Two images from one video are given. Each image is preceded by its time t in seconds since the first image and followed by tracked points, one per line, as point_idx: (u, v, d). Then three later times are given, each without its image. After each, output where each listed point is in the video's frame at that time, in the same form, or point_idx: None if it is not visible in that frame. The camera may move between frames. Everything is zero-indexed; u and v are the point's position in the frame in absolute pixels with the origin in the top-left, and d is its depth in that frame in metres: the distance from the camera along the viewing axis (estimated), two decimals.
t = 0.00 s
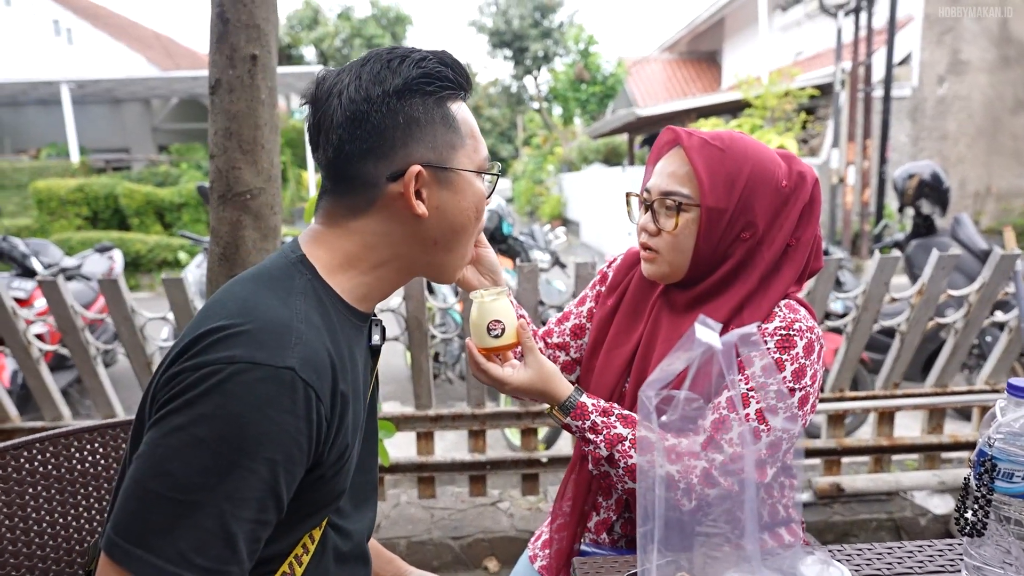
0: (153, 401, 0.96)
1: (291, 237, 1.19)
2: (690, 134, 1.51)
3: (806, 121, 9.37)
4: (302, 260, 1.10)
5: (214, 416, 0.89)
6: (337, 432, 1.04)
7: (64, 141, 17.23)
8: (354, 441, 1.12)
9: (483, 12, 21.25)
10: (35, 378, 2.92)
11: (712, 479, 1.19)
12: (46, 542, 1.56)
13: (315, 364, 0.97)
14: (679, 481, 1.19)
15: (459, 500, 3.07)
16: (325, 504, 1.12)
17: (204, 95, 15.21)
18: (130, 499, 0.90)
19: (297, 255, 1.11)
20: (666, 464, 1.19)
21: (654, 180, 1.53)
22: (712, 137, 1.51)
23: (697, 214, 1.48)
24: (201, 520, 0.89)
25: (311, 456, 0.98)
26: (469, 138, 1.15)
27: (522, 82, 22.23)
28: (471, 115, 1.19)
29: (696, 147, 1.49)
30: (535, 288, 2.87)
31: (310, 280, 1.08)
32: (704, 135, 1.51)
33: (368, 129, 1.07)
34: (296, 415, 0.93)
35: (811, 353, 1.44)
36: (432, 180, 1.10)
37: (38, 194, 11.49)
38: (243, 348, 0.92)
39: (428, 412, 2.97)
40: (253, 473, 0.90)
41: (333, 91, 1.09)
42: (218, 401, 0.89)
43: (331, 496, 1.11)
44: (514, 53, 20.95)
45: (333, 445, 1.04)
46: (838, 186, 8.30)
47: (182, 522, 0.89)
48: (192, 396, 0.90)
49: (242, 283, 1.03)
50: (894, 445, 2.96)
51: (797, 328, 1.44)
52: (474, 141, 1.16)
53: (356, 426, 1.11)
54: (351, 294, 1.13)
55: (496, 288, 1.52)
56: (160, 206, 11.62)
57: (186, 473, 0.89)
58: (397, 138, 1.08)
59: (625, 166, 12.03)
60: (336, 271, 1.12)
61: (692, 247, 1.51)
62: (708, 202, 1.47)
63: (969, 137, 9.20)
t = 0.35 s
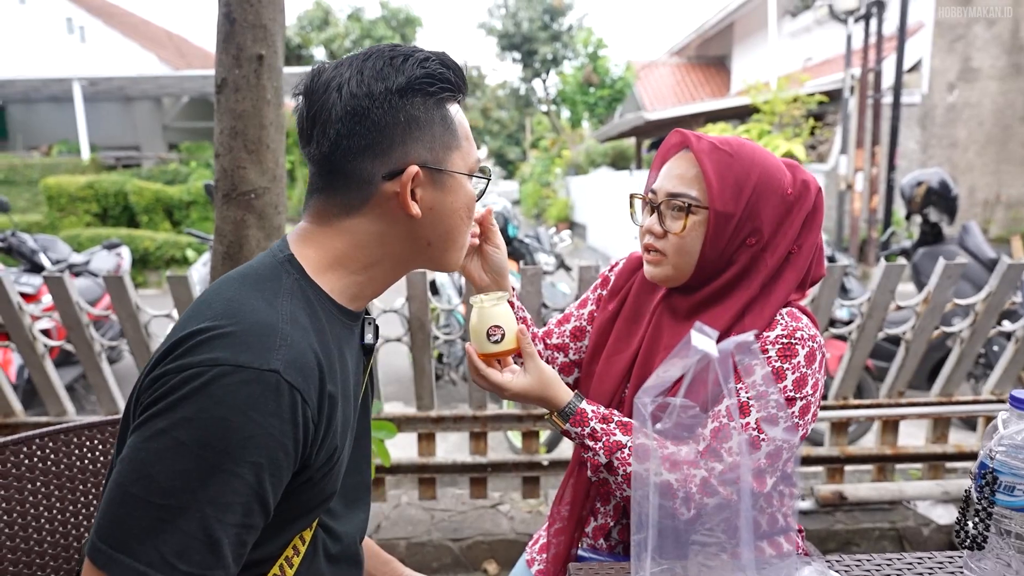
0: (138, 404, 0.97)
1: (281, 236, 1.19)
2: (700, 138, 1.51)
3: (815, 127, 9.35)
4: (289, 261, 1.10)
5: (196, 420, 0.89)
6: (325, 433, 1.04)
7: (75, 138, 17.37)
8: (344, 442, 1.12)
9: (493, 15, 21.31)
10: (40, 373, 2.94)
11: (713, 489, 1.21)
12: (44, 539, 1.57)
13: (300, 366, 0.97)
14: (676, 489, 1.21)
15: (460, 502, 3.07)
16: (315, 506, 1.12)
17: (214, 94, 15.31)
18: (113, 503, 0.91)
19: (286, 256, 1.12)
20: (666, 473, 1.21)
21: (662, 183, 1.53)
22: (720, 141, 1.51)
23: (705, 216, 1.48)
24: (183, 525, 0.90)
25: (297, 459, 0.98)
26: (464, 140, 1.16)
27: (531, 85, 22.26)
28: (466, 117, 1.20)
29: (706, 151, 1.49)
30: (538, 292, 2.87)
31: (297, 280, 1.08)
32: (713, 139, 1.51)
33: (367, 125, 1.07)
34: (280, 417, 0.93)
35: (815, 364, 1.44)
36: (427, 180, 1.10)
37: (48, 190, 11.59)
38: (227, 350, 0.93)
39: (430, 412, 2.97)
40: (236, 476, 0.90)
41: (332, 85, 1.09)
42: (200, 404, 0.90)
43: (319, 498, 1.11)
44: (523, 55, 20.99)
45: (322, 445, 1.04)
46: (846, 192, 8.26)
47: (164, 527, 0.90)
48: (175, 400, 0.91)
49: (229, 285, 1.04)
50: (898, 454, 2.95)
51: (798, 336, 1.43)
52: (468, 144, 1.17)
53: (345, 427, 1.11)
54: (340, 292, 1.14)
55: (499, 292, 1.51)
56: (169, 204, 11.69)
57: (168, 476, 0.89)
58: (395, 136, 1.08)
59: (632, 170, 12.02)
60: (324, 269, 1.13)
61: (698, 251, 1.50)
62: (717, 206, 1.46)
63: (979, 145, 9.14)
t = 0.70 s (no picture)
0: (105, 411, 0.97)
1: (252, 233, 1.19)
2: (717, 143, 1.52)
3: (821, 132, 9.35)
4: (258, 257, 1.10)
5: (161, 425, 0.89)
6: (301, 429, 1.03)
7: (86, 135, 17.54)
8: (323, 436, 1.11)
9: (501, 17, 21.37)
10: (50, 368, 2.99)
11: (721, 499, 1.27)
12: (41, 529, 1.59)
13: (266, 365, 0.96)
14: (682, 495, 1.27)
15: (462, 501, 3.09)
16: (297, 502, 1.12)
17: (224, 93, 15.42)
18: (88, 510, 0.92)
19: (254, 253, 1.11)
20: (671, 479, 1.27)
21: (674, 187, 1.54)
22: (735, 148, 1.53)
23: (727, 220, 1.49)
24: (155, 531, 0.90)
25: (270, 457, 0.97)
26: (440, 135, 1.17)
27: (538, 87, 22.33)
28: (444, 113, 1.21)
29: (724, 156, 1.51)
30: (542, 293, 2.89)
31: (265, 277, 1.07)
32: (729, 145, 1.53)
33: (343, 107, 1.06)
34: (246, 418, 0.92)
35: (819, 371, 1.41)
36: (399, 170, 1.10)
37: (60, 186, 11.71)
38: (189, 353, 0.92)
39: (434, 412, 2.99)
40: (204, 480, 0.90)
41: (311, 64, 1.08)
42: (163, 410, 0.89)
43: (302, 494, 1.11)
44: (531, 58, 21.06)
45: (297, 442, 1.03)
46: (852, 198, 8.26)
47: (136, 534, 0.90)
48: (138, 407, 0.90)
49: (195, 284, 1.02)
50: (900, 460, 2.96)
51: (804, 343, 1.43)
52: (445, 140, 1.18)
53: (322, 422, 1.10)
54: (309, 285, 1.13)
55: (504, 299, 1.56)
56: (179, 202, 11.78)
57: (138, 483, 0.89)
58: (370, 122, 1.08)
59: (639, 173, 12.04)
60: (295, 261, 1.12)
61: (716, 256, 1.52)
62: (738, 211, 1.48)
63: (986, 152, 9.11)
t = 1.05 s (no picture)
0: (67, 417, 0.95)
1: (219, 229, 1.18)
2: (730, 147, 1.50)
3: (834, 135, 9.28)
4: (214, 251, 1.07)
5: (113, 427, 0.87)
6: (268, 422, 0.99)
7: (98, 132, 17.62)
8: (298, 428, 1.07)
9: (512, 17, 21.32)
10: (60, 364, 2.99)
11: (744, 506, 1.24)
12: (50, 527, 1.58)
13: (218, 359, 0.93)
14: (708, 505, 1.25)
15: (469, 503, 3.08)
16: (280, 498, 1.07)
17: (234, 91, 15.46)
18: (54, 521, 0.90)
19: (212, 247, 1.09)
20: (695, 488, 1.26)
21: (687, 191, 1.51)
22: (749, 151, 1.51)
23: (743, 224, 1.47)
24: (118, 535, 0.87)
25: (236, 452, 0.94)
26: (382, 108, 1.09)
27: (548, 88, 22.31)
28: (395, 85, 1.13)
29: (738, 159, 1.48)
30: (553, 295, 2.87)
31: (220, 269, 1.04)
32: (742, 149, 1.51)
33: (257, 89, 1.04)
34: (199, 413, 0.89)
35: (836, 374, 1.42)
36: (329, 151, 1.05)
37: (71, 183, 11.77)
38: (136, 352, 0.89)
39: (441, 413, 2.98)
40: (162, 481, 0.88)
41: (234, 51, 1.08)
42: (114, 411, 0.87)
43: (285, 488, 1.07)
44: (541, 58, 21.04)
45: (266, 436, 1.00)
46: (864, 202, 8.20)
47: (102, 539, 0.88)
48: (93, 408, 0.89)
49: (150, 283, 1.00)
50: (913, 468, 2.91)
51: (819, 348, 1.42)
52: (392, 113, 1.11)
53: (294, 413, 1.05)
54: (272, 276, 1.11)
55: (528, 304, 1.54)
56: (188, 199, 11.79)
57: (98, 488, 0.87)
58: (287, 101, 1.04)
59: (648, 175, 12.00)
60: (252, 254, 1.10)
61: (733, 261, 1.49)
62: (755, 215, 1.45)
63: (1002, 157, 9.02)
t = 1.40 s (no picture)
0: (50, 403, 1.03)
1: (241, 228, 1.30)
2: (732, 154, 1.52)
3: (852, 140, 9.24)
4: (202, 251, 1.15)
5: (67, 418, 0.93)
6: (236, 424, 1.03)
7: (120, 137, 17.92)
8: (276, 431, 1.09)
9: (527, 22, 21.41)
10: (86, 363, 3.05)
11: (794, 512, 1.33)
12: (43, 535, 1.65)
13: (175, 359, 0.97)
14: (757, 515, 1.31)
15: (485, 505, 3.10)
16: (268, 499, 1.11)
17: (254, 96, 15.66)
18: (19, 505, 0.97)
19: (205, 245, 1.18)
20: (745, 498, 1.31)
21: (692, 201, 1.53)
22: (751, 157, 1.53)
23: (749, 232, 1.48)
24: (67, 524, 0.93)
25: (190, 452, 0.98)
26: (291, 95, 1.06)
27: (563, 93, 22.39)
28: (312, 66, 1.07)
29: (741, 167, 1.50)
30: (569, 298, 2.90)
31: (201, 268, 1.11)
32: (744, 154, 1.53)
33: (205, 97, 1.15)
34: (146, 410, 0.93)
35: (859, 372, 1.45)
36: (248, 148, 1.08)
37: (95, 187, 12.00)
38: (97, 346, 0.95)
39: (458, 415, 3.01)
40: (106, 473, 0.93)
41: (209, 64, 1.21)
42: (72, 400, 0.93)
43: (270, 489, 1.10)
44: (557, 63, 21.14)
45: (232, 436, 1.03)
46: (883, 207, 8.16)
47: (54, 528, 0.94)
48: (59, 398, 0.95)
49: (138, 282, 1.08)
50: (933, 476, 2.90)
51: (838, 346, 1.45)
52: (305, 99, 1.06)
53: (271, 416, 1.08)
54: (249, 273, 1.16)
55: (568, 317, 1.57)
56: (208, 202, 11.95)
57: (51, 477, 0.93)
58: (217, 102, 1.11)
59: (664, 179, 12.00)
60: (234, 251, 1.17)
61: (742, 269, 1.50)
62: (760, 222, 1.46)
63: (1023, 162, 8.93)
